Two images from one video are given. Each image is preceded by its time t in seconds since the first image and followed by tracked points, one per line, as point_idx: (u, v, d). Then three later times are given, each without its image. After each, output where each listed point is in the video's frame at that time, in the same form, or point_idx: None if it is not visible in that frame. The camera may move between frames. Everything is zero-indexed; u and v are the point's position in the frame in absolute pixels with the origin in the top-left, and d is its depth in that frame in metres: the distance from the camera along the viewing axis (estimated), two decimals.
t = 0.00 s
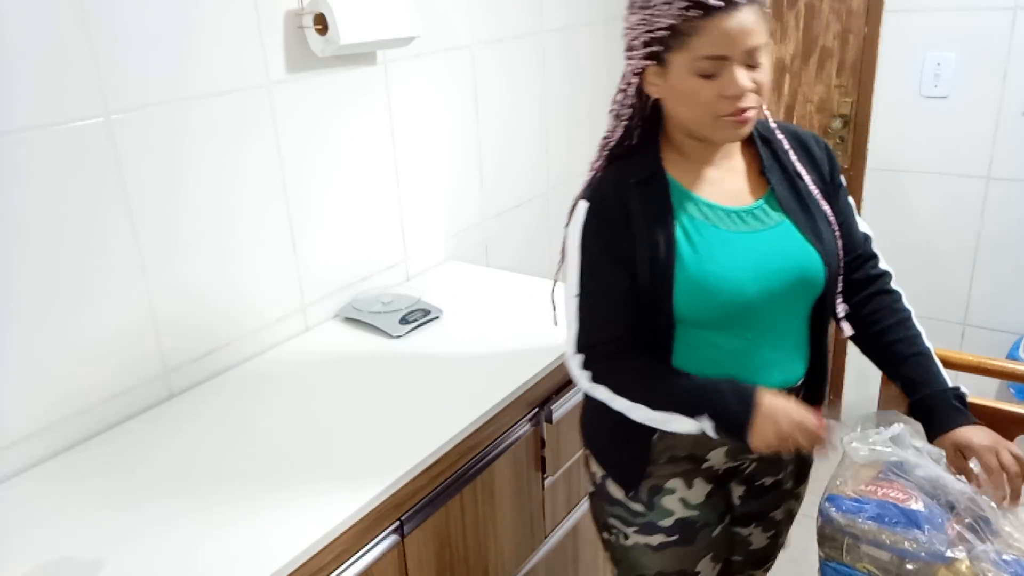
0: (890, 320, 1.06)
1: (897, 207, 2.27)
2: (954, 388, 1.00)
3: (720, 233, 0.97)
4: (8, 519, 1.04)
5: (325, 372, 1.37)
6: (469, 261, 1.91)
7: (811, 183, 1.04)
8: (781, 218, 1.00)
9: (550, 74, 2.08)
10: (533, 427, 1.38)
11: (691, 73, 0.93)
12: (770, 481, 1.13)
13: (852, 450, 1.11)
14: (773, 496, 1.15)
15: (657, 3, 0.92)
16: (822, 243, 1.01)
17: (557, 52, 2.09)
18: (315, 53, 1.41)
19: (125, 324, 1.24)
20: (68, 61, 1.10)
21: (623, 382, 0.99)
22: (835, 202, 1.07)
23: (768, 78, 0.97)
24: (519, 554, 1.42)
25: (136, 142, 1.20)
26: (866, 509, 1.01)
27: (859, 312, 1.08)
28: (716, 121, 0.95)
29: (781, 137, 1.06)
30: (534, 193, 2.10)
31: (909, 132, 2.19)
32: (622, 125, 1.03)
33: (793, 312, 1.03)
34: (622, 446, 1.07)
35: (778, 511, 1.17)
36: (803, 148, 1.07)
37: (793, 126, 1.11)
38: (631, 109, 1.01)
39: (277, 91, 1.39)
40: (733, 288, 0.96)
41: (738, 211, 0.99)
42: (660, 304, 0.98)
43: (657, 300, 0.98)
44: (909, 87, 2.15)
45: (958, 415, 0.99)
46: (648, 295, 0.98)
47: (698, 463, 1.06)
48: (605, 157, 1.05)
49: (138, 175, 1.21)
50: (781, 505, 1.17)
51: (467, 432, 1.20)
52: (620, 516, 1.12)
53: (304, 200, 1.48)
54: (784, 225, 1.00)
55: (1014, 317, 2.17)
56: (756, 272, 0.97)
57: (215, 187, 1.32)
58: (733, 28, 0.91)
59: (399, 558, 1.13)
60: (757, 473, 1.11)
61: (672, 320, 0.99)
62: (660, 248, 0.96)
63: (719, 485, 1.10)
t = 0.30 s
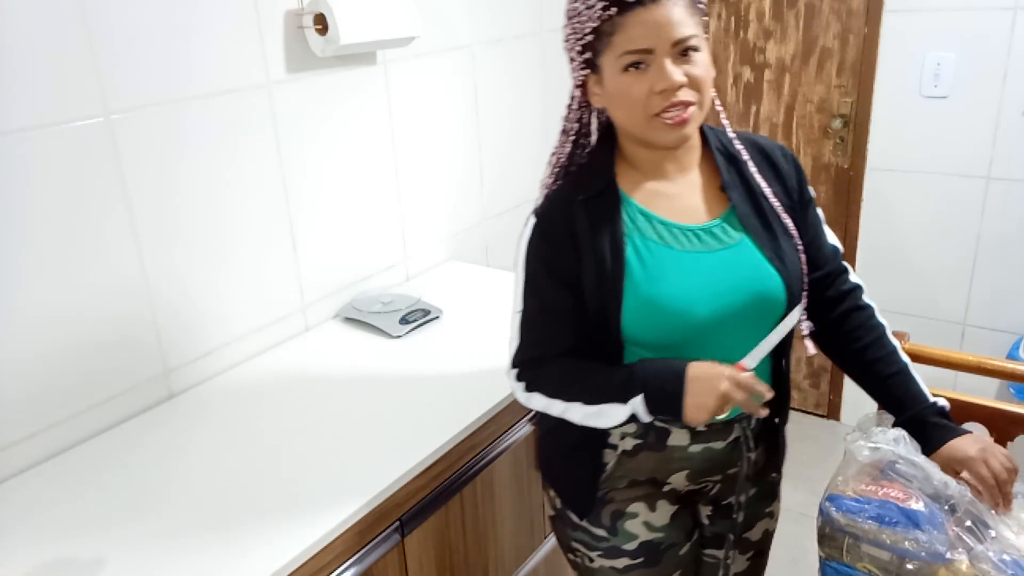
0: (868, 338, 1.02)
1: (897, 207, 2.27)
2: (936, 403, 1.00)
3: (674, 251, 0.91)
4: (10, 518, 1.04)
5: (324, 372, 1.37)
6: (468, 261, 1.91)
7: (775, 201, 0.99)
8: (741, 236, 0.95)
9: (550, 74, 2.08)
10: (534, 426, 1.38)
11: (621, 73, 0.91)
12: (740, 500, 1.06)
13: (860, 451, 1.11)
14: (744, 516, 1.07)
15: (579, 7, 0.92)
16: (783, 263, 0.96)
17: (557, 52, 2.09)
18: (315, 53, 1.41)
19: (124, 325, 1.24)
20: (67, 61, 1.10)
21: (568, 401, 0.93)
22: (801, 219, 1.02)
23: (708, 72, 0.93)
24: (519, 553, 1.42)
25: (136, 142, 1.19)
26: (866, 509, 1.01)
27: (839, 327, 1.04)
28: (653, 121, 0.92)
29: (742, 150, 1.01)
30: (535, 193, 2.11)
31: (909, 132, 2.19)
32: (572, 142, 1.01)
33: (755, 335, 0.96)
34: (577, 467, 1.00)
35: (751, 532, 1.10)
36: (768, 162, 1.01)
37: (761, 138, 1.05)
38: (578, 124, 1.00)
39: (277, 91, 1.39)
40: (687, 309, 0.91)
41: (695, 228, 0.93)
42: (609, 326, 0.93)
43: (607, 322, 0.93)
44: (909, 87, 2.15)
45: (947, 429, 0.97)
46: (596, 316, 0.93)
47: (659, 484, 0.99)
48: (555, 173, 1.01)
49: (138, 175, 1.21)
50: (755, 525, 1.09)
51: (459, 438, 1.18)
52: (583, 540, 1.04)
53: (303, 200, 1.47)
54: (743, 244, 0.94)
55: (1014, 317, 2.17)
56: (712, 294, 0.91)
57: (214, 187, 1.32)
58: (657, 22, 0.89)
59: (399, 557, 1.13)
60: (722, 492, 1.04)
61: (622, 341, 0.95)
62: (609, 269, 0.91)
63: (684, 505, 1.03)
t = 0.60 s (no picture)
0: (854, 336, 1.03)
1: (897, 207, 2.27)
2: (921, 401, 1.02)
3: (641, 260, 0.90)
4: (11, 518, 1.04)
5: (324, 372, 1.37)
6: (468, 261, 1.91)
7: (741, 203, 0.99)
8: (709, 239, 0.94)
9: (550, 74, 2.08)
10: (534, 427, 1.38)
11: (584, 75, 0.90)
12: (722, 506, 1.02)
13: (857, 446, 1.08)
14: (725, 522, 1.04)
15: (537, 8, 0.90)
16: (750, 264, 0.95)
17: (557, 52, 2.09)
18: (315, 53, 1.41)
19: (125, 326, 1.24)
20: (66, 61, 1.10)
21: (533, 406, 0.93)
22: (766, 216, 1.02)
23: (672, 70, 0.92)
24: (520, 553, 1.42)
25: (136, 143, 1.20)
26: (866, 509, 1.00)
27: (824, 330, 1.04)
28: (618, 121, 0.90)
29: (706, 152, 1.01)
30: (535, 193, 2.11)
31: (909, 133, 2.19)
32: (533, 148, 1.00)
33: (723, 338, 0.95)
34: (551, 474, 1.00)
35: (739, 537, 1.06)
36: (732, 162, 1.02)
37: (724, 137, 1.06)
38: (539, 130, 0.99)
39: (277, 91, 1.39)
40: (655, 316, 0.90)
41: (662, 235, 0.92)
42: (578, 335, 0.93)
43: (575, 331, 0.93)
44: (909, 88, 2.15)
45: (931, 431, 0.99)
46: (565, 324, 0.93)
47: (633, 494, 0.98)
48: (519, 179, 1.00)
49: (138, 175, 1.21)
50: (741, 530, 1.06)
51: (465, 435, 1.19)
52: (557, 547, 1.04)
53: (304, 200, 1.47)
54: (711, 248, 0.93)
55: (1014, 317, 2.17)
56: (680, 299, 0.90)
57: (215, 187, 1.32)
58: (616, 21, 0.88)
59: (399, 557, 1.13)
60: (701, 493, 1.01)
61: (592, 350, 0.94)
62: (576, 280, 0.91)
63: (661, 514, 1.01)
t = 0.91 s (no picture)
0: (842, 344, 1.03)
1: (897, 207, 2.27)
2: (917, 411, 1.02)
3: (608, 253, 0.90)
4: (12, 518, 1.04)
5: (324, 372, 1.37)
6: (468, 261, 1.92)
7: (714, 200, 0.99)
8: (681, 236, 0.93)
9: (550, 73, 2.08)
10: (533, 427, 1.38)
11: (559, 71, 0.90)
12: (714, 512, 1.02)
13: (858, 449, 1.07)
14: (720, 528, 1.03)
15: (514, 5, 0.90)
16: (724, 261, 0.94)
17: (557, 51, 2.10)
18: (315, 53, 1.41)
19: (125, 326, 1.23)
20: (66, 61, 1.10)
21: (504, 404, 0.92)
22: (743, 216, 1.01)
23: (648, 70, 0.92)
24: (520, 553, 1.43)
25: (136, 142, 1.19)
26: (866, 510, 1.00)
27: (809, 339, 1.05)
28: (592, 118, 0.90)
29: (677, 152, 1.01)
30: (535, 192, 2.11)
31: (909, 133, 2.19)
32: (507, 147, 1.02)
33: (700, 340, 0.94)
34: (537, 482, 1.00)
35: (740, 541, 1.04)
36: (706, 162, 1.02)
37: (700, 141, 1.07)
38: (514, 128, 1.01)
39: (277, 92, 1.39)
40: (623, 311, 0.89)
41: (630, 230, 0.92)
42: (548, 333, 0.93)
43: (545, 330, 0.93)
44: (909, 88, 2.15)
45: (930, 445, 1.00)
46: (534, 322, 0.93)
47: (622, 503, 0.98)
48: (494, 178, 1.02)
49: (137, 175, 1.21)
50: (739, 535, 1.04)
51: (464, 435, 1.19)
52: (548, 553, 1.04)
53: (303, 200, 1.47)
54: (683, 244, 0.93)
55: (1014, 317, 2.16)
56: (651, 296, 0.90)
57: (214, 187, 1.32)
58: (592, 19, 0.87)
59: (399, 557, 1.13)
60: (693, 501, 1.01)
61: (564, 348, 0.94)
62: (541, 272, 0.91)
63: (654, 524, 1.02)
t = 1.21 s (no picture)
0: (844, 344, 1.01)
1: (897, 207, 2.27)
2: (927, 409, 0.99)
3: (608, 253, 0.90)
4: (11, 518, 1.04)
5: (324, 372, 1.37)
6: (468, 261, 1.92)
7: (715, 200, 0.98)
8: (682, 235, 0.93)
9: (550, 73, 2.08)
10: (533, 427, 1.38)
11: (545, 74, 0.90)
12: (717, 513, 1.02)
13: (862, 450, 1.08)
14: (722, 528, 1.03)
15: (499, 11, 0.91)
16: (725, 260, 0.94)
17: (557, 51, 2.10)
18: (314, 52, 1.41)
19: (125, 326, 1.23)
20: (66, 60, 1.10)
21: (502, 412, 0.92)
22: (744, 216, 1.01)
23: (635, 69, 0.92)
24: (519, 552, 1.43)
25: (136, 142, 1.19)
26: (866, 510, 1.01)
27: (812, 339, 1.03)
28: (580, 118, 0.90)
29: (677, 152, 1.01)
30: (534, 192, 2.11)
31: (909, 132, 2.19)
32: (502, 152, 1.03)
33: (699, 340, 0.94)
34: (540, 488, 1.00)
35: (739, 543, 1.04)
36: (704, 162, 1.02)
37: (697, 140, 1.06)
38: (508, 133, 1.01)
39: (277, 92, 1.39)
40: (622, 310, 0.88)
41: (631, 230, 0.91)
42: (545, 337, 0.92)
43: (542, 333, 0.93)
44: (909, 88, 2.15)
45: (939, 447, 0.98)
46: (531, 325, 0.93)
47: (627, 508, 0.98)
48: (490, 184, 1.04)
49: (137, 175, 1.21)
50: (739, 536, 1.04)
51: (463, 435, 1.19)
52: (552, 561, 1.04)
53: (303, 201, 1.47)
54: (684, 244, 0.92)
55: (1014, 317, 2.16)
56: (650, 295, 0.89)
57: (214, 187, 1.32)
58: (575, 20, 0.88)
59: (399, 557, 1.13)
60: (695, 502, 0.99)
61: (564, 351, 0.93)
62: (539, 273, 0.91)
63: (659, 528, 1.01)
